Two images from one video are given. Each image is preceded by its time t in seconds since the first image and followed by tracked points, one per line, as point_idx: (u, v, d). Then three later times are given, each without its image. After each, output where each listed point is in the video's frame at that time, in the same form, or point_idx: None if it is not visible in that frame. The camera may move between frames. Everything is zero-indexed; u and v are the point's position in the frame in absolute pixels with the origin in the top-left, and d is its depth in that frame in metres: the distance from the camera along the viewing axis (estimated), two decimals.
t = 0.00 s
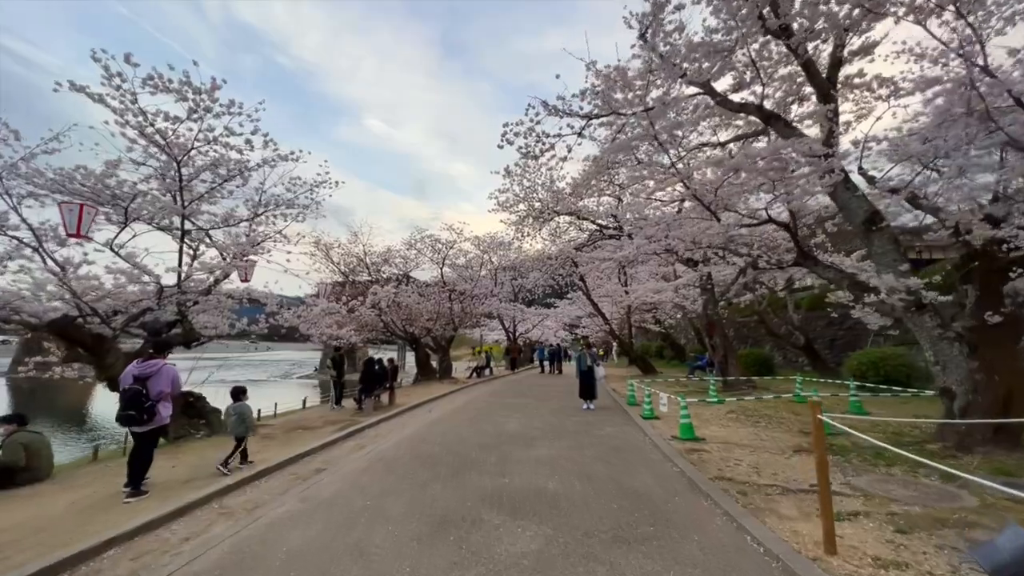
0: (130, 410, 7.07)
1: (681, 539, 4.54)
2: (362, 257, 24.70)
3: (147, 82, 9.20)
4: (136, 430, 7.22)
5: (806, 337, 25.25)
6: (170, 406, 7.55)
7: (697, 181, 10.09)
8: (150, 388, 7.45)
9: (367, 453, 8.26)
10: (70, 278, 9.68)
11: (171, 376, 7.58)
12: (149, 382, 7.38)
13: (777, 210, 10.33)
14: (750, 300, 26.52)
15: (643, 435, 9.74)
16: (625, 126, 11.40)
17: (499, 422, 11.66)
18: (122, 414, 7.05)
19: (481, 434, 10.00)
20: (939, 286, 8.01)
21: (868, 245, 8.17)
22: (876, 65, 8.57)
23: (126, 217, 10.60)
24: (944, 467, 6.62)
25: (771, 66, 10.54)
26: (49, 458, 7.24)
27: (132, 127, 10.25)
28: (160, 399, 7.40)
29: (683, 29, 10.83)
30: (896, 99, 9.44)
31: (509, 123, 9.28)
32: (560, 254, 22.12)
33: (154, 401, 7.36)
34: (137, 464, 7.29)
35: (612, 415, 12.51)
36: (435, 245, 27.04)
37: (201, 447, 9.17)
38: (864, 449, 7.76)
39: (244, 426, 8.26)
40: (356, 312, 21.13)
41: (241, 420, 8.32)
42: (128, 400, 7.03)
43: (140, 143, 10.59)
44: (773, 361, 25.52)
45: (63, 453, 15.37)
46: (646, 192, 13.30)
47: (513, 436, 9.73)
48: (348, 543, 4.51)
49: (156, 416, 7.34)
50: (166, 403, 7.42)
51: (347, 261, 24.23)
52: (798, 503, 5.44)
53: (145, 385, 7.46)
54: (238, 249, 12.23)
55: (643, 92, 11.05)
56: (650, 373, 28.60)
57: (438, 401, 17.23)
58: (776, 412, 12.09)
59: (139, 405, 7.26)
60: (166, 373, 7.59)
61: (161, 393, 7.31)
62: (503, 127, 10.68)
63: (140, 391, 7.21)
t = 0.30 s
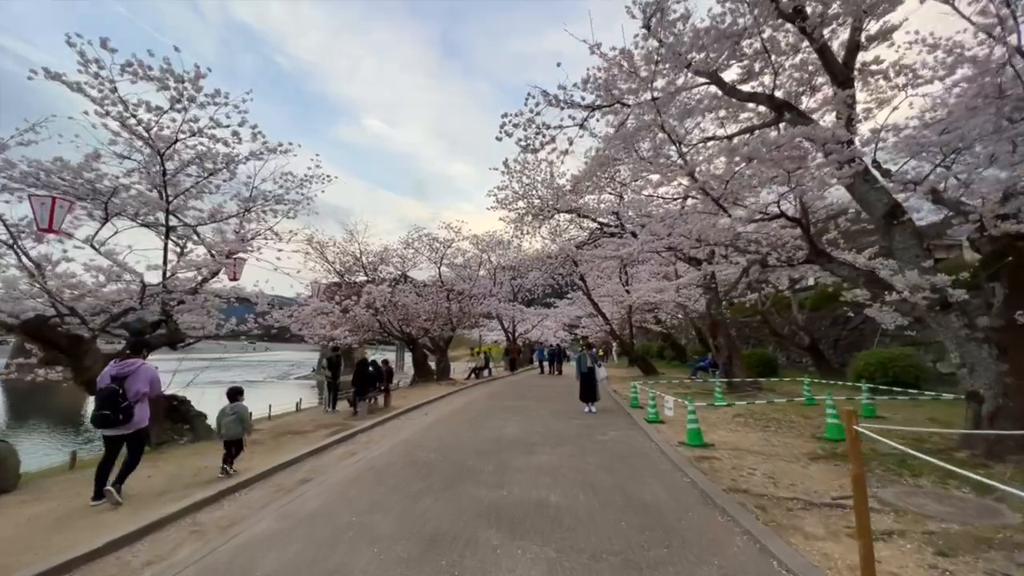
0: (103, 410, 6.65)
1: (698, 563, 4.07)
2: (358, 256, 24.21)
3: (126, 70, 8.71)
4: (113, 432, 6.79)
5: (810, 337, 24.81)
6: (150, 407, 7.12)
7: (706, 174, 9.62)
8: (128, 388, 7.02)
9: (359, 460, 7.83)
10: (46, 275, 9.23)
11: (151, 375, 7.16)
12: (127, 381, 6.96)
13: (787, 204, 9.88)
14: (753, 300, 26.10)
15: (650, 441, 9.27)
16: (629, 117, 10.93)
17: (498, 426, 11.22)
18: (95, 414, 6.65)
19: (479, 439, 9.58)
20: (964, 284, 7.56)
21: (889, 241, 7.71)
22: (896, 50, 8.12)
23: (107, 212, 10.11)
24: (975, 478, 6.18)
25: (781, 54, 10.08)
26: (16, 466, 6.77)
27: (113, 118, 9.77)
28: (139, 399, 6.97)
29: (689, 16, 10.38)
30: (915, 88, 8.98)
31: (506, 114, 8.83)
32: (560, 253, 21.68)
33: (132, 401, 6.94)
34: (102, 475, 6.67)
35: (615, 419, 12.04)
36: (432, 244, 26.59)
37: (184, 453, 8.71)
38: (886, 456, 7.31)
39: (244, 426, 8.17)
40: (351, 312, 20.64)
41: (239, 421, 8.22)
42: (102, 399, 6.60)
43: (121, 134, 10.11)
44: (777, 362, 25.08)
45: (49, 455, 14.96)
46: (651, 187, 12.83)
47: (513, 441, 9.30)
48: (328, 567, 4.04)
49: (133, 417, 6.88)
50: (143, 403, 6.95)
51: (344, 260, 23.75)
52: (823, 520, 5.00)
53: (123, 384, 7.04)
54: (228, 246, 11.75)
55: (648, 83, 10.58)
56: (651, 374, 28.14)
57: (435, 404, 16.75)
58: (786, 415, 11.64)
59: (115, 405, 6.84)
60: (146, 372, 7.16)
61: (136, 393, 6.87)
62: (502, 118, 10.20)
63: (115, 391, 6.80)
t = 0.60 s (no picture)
0: (82, 410, 6.28)
1: None
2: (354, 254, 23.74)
3: (101, 55, 8.20)
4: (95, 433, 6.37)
5: (814, 337, 24.42)
6: (134, 409, 6.76)
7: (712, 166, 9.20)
8: (112, 387, 6.66)
9: (348, 466, 7.39)
10: (20, 271, 8.78)
11: (137, 375, 6.81)
12: (111, 381, 6.61)
13: (798, 197, 9.45)
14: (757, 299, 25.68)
15: (655, 445, 8.85)
16: (632, 108, 10.48)
17: (495, 429, 10.79)
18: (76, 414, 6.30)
19: (475, 443, 9.15)
20: (992, 280, 7.13)
21: (909, 235, 7.29)
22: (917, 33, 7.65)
23: (85, 205, 9.62)
24: (1008, 487, 5.74)
25: (793, 40, 9.61)
26: None
27: (91, 107, 9.29)
28: (121, 399, 6.61)
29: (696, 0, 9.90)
30: (934, 74, 8.52)
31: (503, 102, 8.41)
32: (559, 251, 21.26)
33: (115, 402, 6.58)
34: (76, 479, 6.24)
35: (618, 421, 11.61)
36: (430, 242, 26.17)
37: (164, 459, 8.26)
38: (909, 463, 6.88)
39: (239, 428, 8.01)
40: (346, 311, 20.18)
41: (233, 423, 8.04)
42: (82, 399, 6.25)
43: (101, 125, 9.64)
44: (780, 362, 24.68)
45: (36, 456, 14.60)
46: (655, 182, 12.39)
47: (511, 445, 8.87)
48: None
49: (113, 417, 6.47)
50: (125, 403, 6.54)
51: (339, 258, 23.27)
52: (850, 536, 4.54)
53: (108, 385, 6.69)
54: (215, 242, 11.28)
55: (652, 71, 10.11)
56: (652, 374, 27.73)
57: (431, 405, 16.32)
58: (794, 417, 11.21)
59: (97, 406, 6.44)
60: (132, 372, 6.82)
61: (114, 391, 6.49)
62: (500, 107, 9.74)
63: (97, 391, 6.45)
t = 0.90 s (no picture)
0: (78, 413, 5.90)
1: None
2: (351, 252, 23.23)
3: (77, 38, 7.70)
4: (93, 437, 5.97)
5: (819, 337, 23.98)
6: (133, 412, 6.32)
7: (724, 157, 8.73)
8: (110, 391, 6.25)
9: (338, 473, 6.94)
10: None
11: (136, 376, 6.40)
12: (108, 383, 6.21)
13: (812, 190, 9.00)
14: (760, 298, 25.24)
15: (663, 450, 8.39)
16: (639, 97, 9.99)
17: (494, 432, 10.35)
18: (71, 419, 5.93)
19: (474, 448, 8.73)
20: None
21: (935, 229, 6.85)
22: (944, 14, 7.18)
23: (63, 198, 9.13)
24: None
25: (808, 25, 9.13)
26: None
27: (70, 95, 8.82)
28: (120, 402, 6.18)
29: None
30: (958, 60, 8.07)
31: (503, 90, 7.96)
32: (560, 250, 20.82)
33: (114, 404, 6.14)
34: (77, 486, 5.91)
35: (622, 424, 11.15)
36: (428, 240, 25.70)
37: (145, 466, 7.83)
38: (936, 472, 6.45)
39: (232, 431, 7.57)
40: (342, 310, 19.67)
41: (225, 425, 7.61)
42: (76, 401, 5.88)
43: (82, 113, 9.17)
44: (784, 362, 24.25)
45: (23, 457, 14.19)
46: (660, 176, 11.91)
47: (511, 450, 8.44)
48: None
49: (111, 420, 6.05)
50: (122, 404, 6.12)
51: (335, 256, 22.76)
52: (888, 557, 4.10)
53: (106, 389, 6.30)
54: (204, 237, 10.81)
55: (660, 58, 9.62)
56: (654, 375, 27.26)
57: (428, 407, 15.84)
58: (806, 421, 10.76)
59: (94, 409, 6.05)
60: (131, 373, 6.41)
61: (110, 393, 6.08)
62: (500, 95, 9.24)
63: (93, 393, 6.06)
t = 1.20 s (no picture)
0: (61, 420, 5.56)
1: None
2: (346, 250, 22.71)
3: (47, 17, 7.17)
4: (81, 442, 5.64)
5: (822, 337, 23.56)
6: (122, 415, 5.87)
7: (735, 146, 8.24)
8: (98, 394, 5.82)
9: (324, 481, 6.50)
10: None
11: (123, 379, 5.89)
12: (94, 387, 5.78)
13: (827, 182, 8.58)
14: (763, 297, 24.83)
15: (670, 456, 7.96)
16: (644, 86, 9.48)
17: (491, 437, 9.91)
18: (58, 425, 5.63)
19: (470, 454, 8.28)
20: None
21: (963, 223, 6.44)
22: None
23: (34, 188, 8.58)
24: None
25: (822, 9, 8.67)
26: None
27: (42, 80, 8.28)
28: (105, 407, 5.72)
29: None
30: (981, 46, 7.67)
31: (503, 76, 7.51)
32: (559, 247, 20.39)
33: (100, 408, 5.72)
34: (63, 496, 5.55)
35: (625, 427, 10.71)
36: (425, 238, 25.23)
37: (123, 474, 7.38)
38: (966, 485, 6.04)
39: (220, 436, 7.07)
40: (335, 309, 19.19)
41: (212, 429, 7.09)
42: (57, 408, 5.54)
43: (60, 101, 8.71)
44: (786, 362, 23.84)
45: (8, 459, 13.77)
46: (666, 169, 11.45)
47: (509, 456, 8.00)
48: None
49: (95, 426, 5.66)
50: (105, 412, 5.69)
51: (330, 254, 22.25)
52: None
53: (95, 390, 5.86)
54: (190, 232, 10.36)
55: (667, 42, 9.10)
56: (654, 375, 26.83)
57: (423, 409, 15.39)
58: (816, 424, 10.36)
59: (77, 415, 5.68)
60: (118, 376, 5.90)
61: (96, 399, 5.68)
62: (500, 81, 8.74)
63: (77, 398, 5.68)
